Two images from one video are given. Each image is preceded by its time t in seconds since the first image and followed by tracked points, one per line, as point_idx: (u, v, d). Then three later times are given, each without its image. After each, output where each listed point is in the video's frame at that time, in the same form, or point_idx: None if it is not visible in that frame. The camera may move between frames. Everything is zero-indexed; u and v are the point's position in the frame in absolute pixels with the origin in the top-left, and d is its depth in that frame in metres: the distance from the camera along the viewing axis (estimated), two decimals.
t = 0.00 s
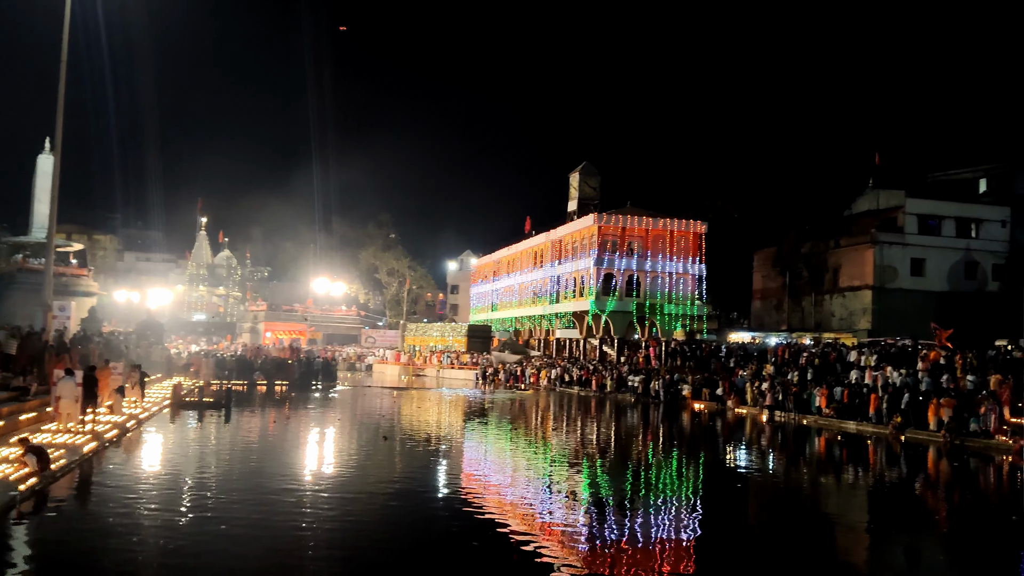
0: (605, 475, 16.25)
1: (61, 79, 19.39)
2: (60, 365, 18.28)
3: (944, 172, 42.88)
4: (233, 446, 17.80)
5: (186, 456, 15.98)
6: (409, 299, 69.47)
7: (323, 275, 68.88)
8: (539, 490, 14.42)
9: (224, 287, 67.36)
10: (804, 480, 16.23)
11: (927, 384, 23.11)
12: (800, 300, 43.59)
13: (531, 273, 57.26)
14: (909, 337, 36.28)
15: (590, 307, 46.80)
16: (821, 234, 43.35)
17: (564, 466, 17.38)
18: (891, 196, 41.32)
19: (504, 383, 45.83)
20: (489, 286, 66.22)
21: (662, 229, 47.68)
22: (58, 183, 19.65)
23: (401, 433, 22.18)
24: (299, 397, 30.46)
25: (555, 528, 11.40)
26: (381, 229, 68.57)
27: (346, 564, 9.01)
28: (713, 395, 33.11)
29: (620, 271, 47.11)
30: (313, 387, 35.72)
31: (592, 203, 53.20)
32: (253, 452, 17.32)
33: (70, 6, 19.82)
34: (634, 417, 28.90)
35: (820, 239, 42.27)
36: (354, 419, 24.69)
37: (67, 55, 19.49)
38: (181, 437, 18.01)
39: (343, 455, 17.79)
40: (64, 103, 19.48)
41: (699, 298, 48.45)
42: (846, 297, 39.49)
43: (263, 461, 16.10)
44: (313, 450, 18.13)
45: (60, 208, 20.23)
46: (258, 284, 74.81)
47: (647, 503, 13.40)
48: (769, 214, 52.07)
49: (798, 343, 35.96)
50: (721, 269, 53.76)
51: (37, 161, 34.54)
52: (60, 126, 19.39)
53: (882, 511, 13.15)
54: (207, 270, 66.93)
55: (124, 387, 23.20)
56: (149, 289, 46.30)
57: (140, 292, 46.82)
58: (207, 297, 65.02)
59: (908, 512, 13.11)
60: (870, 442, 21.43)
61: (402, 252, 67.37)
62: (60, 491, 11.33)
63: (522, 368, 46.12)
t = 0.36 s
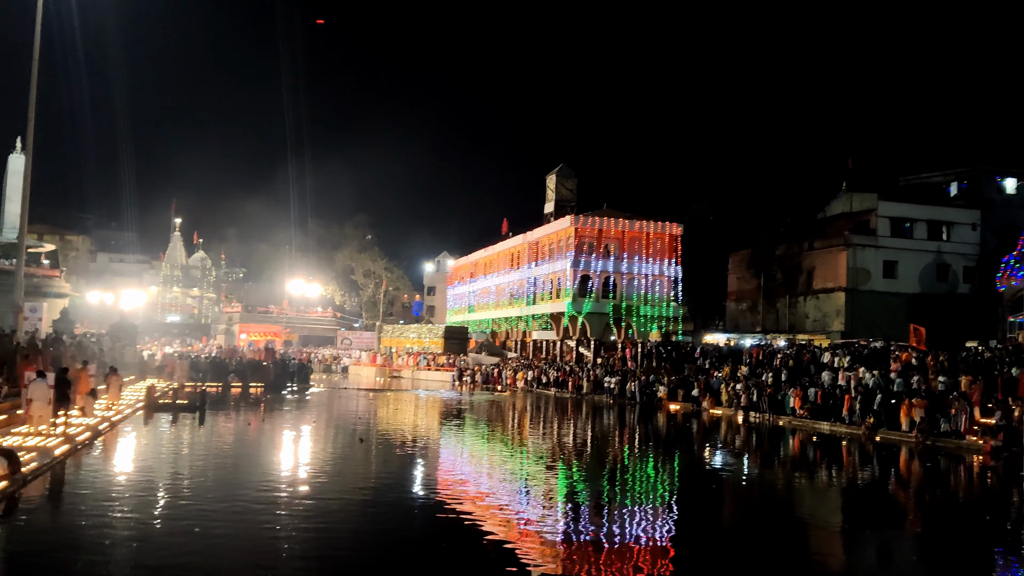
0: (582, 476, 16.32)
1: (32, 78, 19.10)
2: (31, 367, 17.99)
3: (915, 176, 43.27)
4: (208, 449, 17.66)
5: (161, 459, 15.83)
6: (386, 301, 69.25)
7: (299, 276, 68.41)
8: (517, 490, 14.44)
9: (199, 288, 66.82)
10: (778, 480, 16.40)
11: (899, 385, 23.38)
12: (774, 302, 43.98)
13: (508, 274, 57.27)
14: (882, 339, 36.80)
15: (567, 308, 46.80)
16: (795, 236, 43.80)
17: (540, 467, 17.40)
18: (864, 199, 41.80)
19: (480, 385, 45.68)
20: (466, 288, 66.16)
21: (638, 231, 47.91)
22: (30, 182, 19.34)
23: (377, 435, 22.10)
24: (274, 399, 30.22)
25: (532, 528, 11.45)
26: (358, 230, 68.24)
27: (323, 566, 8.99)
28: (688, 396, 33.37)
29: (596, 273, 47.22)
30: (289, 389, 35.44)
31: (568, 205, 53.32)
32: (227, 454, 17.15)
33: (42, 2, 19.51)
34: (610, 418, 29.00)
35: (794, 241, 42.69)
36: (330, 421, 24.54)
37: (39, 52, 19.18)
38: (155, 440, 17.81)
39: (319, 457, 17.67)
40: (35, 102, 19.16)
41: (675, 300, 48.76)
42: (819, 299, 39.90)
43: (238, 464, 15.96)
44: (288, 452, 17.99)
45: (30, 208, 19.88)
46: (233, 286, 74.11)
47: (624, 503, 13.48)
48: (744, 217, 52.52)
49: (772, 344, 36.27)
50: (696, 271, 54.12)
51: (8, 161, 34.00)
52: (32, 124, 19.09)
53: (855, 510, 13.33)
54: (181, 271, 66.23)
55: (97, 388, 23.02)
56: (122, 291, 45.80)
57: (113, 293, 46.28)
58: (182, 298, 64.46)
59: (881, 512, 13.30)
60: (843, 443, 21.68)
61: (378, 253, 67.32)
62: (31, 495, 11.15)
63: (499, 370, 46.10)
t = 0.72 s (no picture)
0: (556, 478, 16.36)
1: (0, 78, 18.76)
2: None
3: (884, 179, 44.02)
4: (180, 453, 17.44)
5: (131, 464, 15.61)
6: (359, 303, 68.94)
7: (271, 278, 67.80)
8: (491, 493, 14.45)
9: (169, 291, 66.02)
10: (749, 481, 16.58)
11: (868, 386, 23.71)
12: (745, 304, 44.38)
13: (482, 277, 57.24)
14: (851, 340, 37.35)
15: (541, 310, 47.05)
16: (765, 239, 44.28)
17: (515, 470, 17.42)
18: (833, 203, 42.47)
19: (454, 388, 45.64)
20: (440, 290, 66.04)
21: (611, 233, 48.11)
22: None
23: (351, 439, 22.01)
24: (246, 403, 29.91)
25: (505, 531, 11.48)
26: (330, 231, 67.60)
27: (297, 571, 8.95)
28: (661, 398, 33.58)
29: (570, 276, 47.29)
30: (261, 393, 35.09)
31: (542, 208, 53.40)
32: (199, 460, 16.97)
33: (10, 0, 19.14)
34: (584, 420, 29.08)
35: (765, 244, 43.15)
36: (302, 425, 24.33)
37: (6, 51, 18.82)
38: (125, 445, 17.57)
39: (292, 461, 17.54)
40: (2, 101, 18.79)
41: (647, 302, 49.06)
42: (790, 301, 40.36)
43: (210, 469, 15.81)
44: (260, 457, 17.82)
45: None
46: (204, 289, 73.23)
47: (597, 505, 13.55)
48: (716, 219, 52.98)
49: (744, 345, 36.59)
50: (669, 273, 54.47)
51: None
52: None
53: (825, 510, 13.53)
54: (151, 273, 65.42)
55: (66, 393, 22.61)
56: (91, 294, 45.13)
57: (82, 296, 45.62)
58: (152, 301, 63.58)
59: (851, 511, 13.50)
60: (814, 443, 21.94)
61: (352, 256, 67.52)
62: None
63: (473, 373, 46.00)
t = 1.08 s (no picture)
0: (529, 479, 16.37)
1: None
2: None
3: (853, 182, 44.62)
4: (150, 456, 17.22)
5: (100, 468, 15.37)
6: (332, 305, 68.54)
7: (242, 279, 67.19)
8: (464, 495, 14.43)
9: (139, 292, 65.16)
10: (721, 480, 16.74)
11: (837, 386, 24.00)
12: (717, 305, 44.73)
13: (456, 278, 57.13)
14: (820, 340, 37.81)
15: (515, 311, 47.01)
16: (737, 240, 44.68)
17: (488, 471, 17.40)
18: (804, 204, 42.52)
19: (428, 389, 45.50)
20: (413, 291, 65.84)
21: (584, 234, 48.25)
22: None
23: (324, 441, 21.87)
24: (217, 404, 29.61)
25: (478, 533, 11.44)
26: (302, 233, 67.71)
27: None
28: (634, 398, 33.74)
29: (544, 277, 47.36)
30: (232, 395, 34.73)
31: (516, 209, 53.44)
32: (168, 462, 16.77)
33: None
34: (558, 421, 29.14)
35: (737, 246, 43.52)
36: (274, 427, 24.11)
37: None
38: (94, 448, 17.33)
39: (263, 464, 17.39)
40: None
41: (621, 303, 49.27)
42: (761, 302, 40.76)
43: (180, 472, 15.66)
44: (230, 460, 17.66)
45: None
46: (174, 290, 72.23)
47: (571, 506, 13.61)
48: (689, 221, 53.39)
49: (716, 346, 36.85)
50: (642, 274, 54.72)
51: None
52: None
53: (795, 509, 13.70)
54: (121, 274, 64.62)
55: (33, 395, 22.17)
56: (58, 295, 44.41)
57: (50, 297, 44.90)
58: (121, 303, 62.83)
59: (820, 510, 13.66)
60: (785, 443, 22.16)
61: (325, 258, 67.15)
62: None
63: (447, 374, 45.89)
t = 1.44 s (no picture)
0: (503, 477, 16.41)
1: None
2: None
3: (823, 181, 45.15)
4: (119, 456, 16.99)
5: (69, 468, 15.15)
6: (303, 303, 68.12)
7: (212, 276, 66.52)
8: (438, 492, 14.44)
9: (108, 290, 64.25)
10: (692, 477, 16.91)
11: (807, 384, 24.27)
12: (689, 302, 45.03)
13: (429, 276, 56.99)
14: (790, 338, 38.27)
15: (488, 309, 47.08)
16: (708, 239, 45.04)
17: (461, 469, 17.41)
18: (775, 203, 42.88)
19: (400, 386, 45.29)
20: (386, 289, 65.58)
21: (557, 233, 48.38)
22: None
23: (295, 439, 21.71)
24: (186, 403, 29.28)
25: (452, 531, 11.47)
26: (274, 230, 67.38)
27: None
28: (607, 396, 33.87)
29: (517, 275, 47.45)
30: (202, 394, 34.38)
31: (489, 207, 53.44)
32: (137, 462, 16.59)
33: None
34: (531, 418, 29.21)
35: (708, 244, 43.86)
36: (244, 426, 23.91)
37: None
38: (61, 448, 17.09)
39: (233, 463, 17.27)
40: None
41: (593, 301, 49.46)
42: (732, 300, 41.16)
43: (150, 471, 15.51)
44: (200, 459, 17.51)
45: None
46: (144, 288, 71.14)
47: (544, 503, 13.67)
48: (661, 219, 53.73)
49: (688, 344, 37.13)
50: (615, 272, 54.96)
51: None
52: None
53: (766, 505, 13.89)
54: (88, 272, 63.64)
55: None
56: (24, 293, 43.64)
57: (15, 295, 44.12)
58: (89, 300, 61.93)
59: (790, 506, 13.86)
60: (755, 439, 22.42)
61: (296, 255, 66.87)
62: None
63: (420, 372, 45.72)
